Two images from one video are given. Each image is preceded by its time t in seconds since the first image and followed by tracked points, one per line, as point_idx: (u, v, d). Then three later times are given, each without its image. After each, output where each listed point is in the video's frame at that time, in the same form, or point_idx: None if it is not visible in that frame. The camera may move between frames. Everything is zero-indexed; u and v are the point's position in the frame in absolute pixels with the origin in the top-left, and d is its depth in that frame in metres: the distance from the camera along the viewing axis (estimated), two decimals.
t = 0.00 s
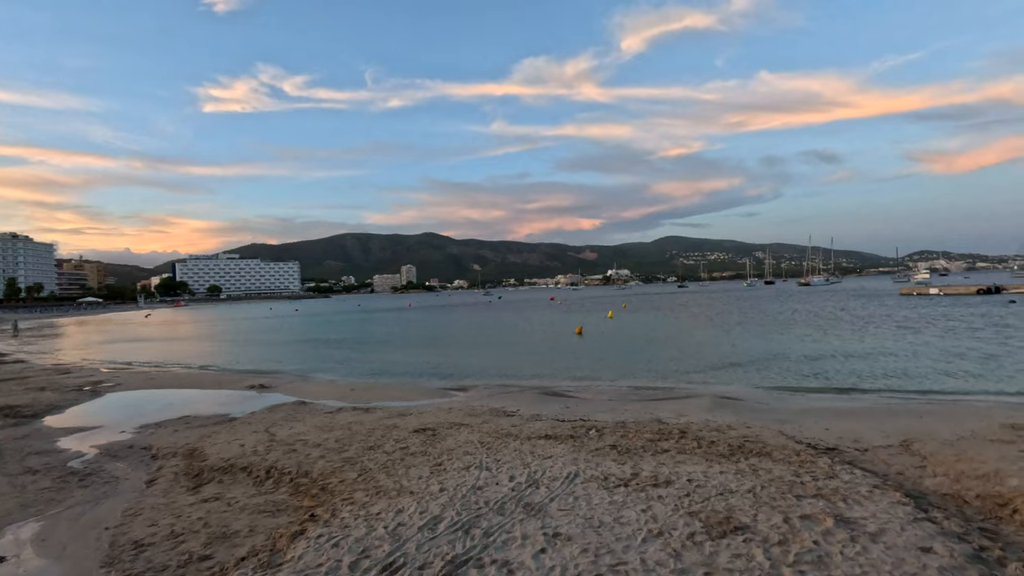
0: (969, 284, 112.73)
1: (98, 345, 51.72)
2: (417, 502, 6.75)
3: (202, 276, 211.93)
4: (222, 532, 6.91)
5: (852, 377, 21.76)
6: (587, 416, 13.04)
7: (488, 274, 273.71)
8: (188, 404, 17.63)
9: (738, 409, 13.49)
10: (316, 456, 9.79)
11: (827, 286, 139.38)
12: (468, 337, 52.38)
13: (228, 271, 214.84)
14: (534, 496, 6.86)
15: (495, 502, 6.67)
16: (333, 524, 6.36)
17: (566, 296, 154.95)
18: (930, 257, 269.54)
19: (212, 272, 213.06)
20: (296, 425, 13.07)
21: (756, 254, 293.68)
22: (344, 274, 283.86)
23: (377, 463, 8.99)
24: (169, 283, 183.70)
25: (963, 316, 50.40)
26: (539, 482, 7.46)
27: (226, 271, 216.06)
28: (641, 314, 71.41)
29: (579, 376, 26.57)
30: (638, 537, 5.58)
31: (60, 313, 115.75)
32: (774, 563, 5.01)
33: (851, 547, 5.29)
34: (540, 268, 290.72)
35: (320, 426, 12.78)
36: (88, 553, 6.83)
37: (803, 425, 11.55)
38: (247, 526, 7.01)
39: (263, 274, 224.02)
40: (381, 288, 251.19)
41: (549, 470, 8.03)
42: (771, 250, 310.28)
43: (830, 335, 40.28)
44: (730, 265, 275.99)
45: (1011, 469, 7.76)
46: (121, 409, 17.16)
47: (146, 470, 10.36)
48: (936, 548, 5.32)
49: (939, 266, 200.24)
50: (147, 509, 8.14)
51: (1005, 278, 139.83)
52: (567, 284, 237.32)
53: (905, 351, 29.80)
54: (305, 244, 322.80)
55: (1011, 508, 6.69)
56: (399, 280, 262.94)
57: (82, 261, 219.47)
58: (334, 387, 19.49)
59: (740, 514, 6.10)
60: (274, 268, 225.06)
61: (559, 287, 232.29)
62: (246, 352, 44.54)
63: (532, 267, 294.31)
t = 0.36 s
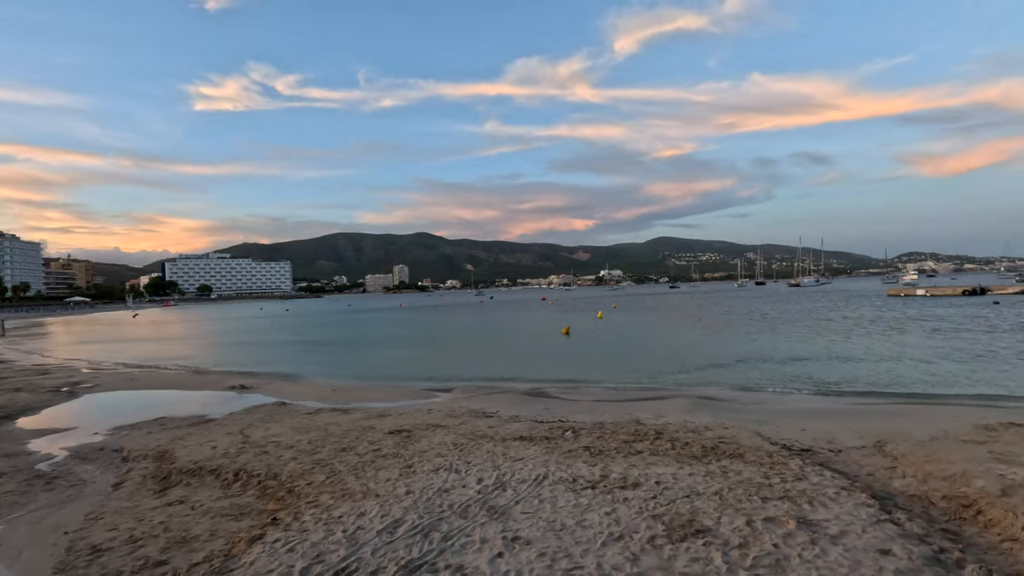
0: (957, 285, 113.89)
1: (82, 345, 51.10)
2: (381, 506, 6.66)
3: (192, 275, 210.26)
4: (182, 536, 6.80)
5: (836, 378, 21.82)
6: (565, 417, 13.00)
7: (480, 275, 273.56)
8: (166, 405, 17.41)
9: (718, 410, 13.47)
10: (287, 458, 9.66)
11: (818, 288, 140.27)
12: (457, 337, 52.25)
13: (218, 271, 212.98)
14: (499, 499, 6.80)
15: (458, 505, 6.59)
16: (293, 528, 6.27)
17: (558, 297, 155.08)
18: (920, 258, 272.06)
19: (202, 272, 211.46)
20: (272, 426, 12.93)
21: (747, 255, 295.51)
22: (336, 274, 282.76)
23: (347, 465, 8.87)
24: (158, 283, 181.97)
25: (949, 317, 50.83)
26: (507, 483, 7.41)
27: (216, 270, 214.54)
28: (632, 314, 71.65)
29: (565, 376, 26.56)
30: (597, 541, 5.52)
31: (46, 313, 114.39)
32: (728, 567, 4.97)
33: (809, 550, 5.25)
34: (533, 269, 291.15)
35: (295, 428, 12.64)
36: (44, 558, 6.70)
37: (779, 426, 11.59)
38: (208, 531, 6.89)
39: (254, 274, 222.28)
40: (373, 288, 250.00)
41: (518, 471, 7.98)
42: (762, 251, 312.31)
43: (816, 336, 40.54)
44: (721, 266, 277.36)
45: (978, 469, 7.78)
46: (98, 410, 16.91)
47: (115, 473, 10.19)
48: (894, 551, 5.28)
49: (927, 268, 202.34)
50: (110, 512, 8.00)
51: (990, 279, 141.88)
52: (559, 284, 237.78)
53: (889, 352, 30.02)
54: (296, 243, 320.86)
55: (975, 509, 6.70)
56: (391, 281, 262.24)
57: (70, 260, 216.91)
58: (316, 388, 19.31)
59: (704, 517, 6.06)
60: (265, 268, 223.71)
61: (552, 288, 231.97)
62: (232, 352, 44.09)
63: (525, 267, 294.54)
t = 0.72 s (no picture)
0: (946, 287, 114.81)
1: (68, 344, 50.61)
2: (347, 515, 6.64)
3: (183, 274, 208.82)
4: (146, 547, 6.75)
5: (821, 383, 21.90)
6: (545, 422, 13.00)
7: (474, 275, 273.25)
8: (147, 408, 17.29)
9: (699, 415, 13.49)
10: (261, 464, 9.61)
11: (809, 290, 141.03)
12: (447, 338, 52.19)
13: (210, 269, 211.52)
14: (467, 509, 6.79)
15: (425, 515, 6.58)
16: (256, 539, 6.24)
17: (551, 297, 155.14)
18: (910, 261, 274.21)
19: (193, 270, 210.01)
20: (250, 431, 12.84)
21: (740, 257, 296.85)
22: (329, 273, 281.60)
23: (320, 472, 8.83)
24: (149, 281, 180.59)
25: (936, 321, 51.21)
26: (477, 492, 7.41)
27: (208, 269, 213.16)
28: (623, 315, 71.89)
29: (553, 378, 26.58)
30: (559, 553, 5.52)
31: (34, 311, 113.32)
32: None
33: (767, 563, 5.28)
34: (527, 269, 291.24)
35: (273, 433, 12.55)
36: (6, 568, 6.63)
37: (757, 432, 11.65)
38: (174, 540, 6.85)
39: (246, 272, 220.86)
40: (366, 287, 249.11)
41: (490, 479, 7.98)
42: (755, 252, 313.90)
43: (805, 339, 40.74)
44: (714, 268, 278.19)
45: (945, 478, 7.85)
46: (77, 413, 16.73)
47: (87, 479, 10.09)
48: (851, 564, 5.32)
49: (917, 270, 203.87)
50: (78, 521, 7.93)
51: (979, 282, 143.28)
52: (553, 285, 237.99)
53: (874, 356, 30.23)
54: (289, 242, 319.08)
55: (938, 519, 6.75)
56: (385, 280, 261.55)
57: (59, 257, 214.54)
58: (300, 390, 19.20)
59: (667, 528, 6.08)
60: (258, 266, 222.50)
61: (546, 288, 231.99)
62: (220, 352, 43.73)
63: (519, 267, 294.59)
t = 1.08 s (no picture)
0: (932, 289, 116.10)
1: (51, 344, 49.87)
2: (319, 521, 6.54)
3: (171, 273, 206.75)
4: (113, 554, 6.61)
5: (806, 387, 22.03)
6: (528, 425, 12.93)
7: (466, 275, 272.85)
8: (126, 410, 17.05)
9: (682, 418, 13.50)
10: (236, 469, 9.46)
11: (799, 291, 142.02)
12: (437, 339, 52.04)
13: (200, 269, 209.51)
14: (440, 515, 6.71)
15: (397, 522, 6.49)
16: (224, 547, 6.12)
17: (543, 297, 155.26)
18: (898, 263, 277.10)
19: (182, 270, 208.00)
20: (229, 434, 12.66)
21: (730, 258, 298.61)
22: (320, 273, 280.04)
23: (295, 477, 8.70)
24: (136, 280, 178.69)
25: (923, 323, 51.71)
26: (452, 497, 7.32)
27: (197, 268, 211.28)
28: (613, 316, 72.08)
29: (541, 380, 26.55)
30: (529, 561, 5.46)
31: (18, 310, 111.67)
32: None
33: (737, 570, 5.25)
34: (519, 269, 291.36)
35: (252, 436, 12.38)
36: None
37: (739, 435, 11.67)
38: (141, 548, 6.72)
39: (236, 272, 219.04)
40: (357, 287, 248.00)
41: (466, 484, 7.89)
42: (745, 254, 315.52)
43: (792, 341, 41.01)
44: (705, 269, 279.73)
45: (921, 482, 7.87)
46: (56, 415, 16.46)
47: (58, 483, 9.89)
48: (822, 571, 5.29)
49: (905, 273, 206.02)
50: (45, 527, 7.76)
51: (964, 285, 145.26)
52: (544, 285, 238.31)
53: (859, 359, 30.49)
54: (279, 241, 316.87)
55: (913, 524, 6.76)
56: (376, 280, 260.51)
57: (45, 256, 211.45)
58: (283, 393, 19.00)
59: (641, 534, 6.04)
60: (247, 266, 220.88)
61: (539, 288, 231.86)
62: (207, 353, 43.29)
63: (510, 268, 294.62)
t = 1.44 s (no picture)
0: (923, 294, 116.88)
1: (36, 344, 49.12)
2: (285, 532, 6.28)
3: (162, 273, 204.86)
4: (69, 566, 6.34)
5: (795, 392, 21.94)
6: (512, 429, 12.72)
7: (459, 277, 272.37)
8: (104, 412, 16.69)
9: (668, 423, 13.33)
10: (208, 475, 9.17)
11: (791, 295, 142.49)
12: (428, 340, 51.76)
13: (191, 269, 207.93)
14: (412, 526, 6.47)
15: (367, 533, 6.26)
16: (184, 559, 5.87)
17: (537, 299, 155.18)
18: (889, 268, 279.20)
19: (172, 269, 206.27)
20: (205, 438, 12.35)
21: (723, 262, 299.78)
22: (312, 274, 278.66)
23: (268, 484, 8.43)
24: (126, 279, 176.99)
25: (913, 328, 51.92)
26: (427, 506, 7.09)
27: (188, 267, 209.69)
28: (606, 319, 71.97)
29: (530, 383, 26.34)
30: None
31: (5, 309, 110.25)
32: None
33: None
34: (512, 272, 291.28)
35: (229, 441, 12.08)
36: None
37: (725, 441, 11.51)
38: (99, 559, 6.45)
39: (227, 272, 217.41)
40: (350, 287, 246.94)
41: (443, 492, 7.66)
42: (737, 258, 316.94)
43: (783, 345, 41.04)
44: (698, 272, 280.87)
45: (906, 491, 7.72)
46: (31, 416, 16.07)
47: (23, 489, 9.56)
48: None
49: (896, 278, 207.81)
50: (3, 537, 7.46)
51: (953, 290, 146.96)
52: (538, 287, 238.49)
53: (850, 364, 30.49)
54: (272, 241, 314.95)
55: (898, 534, 6.60)
56: (369, 281, 259.53)
57: (33, 254, 209.00)
58: (265, 396, 18.67)
59: (618, 547, 5.83)
60: (239, 266, 219.51)
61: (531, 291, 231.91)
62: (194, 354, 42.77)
63: (504, 270, 294.42)
